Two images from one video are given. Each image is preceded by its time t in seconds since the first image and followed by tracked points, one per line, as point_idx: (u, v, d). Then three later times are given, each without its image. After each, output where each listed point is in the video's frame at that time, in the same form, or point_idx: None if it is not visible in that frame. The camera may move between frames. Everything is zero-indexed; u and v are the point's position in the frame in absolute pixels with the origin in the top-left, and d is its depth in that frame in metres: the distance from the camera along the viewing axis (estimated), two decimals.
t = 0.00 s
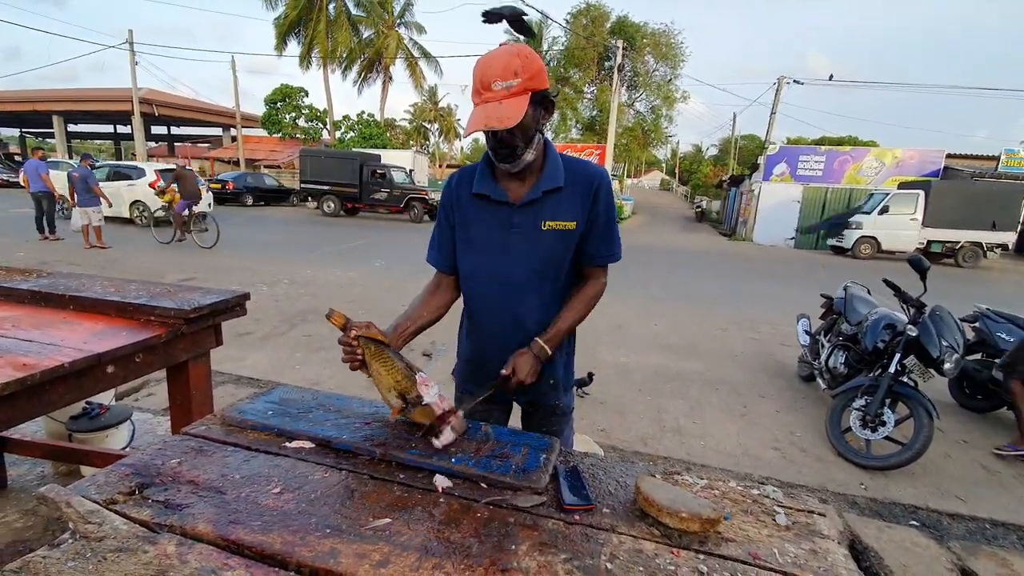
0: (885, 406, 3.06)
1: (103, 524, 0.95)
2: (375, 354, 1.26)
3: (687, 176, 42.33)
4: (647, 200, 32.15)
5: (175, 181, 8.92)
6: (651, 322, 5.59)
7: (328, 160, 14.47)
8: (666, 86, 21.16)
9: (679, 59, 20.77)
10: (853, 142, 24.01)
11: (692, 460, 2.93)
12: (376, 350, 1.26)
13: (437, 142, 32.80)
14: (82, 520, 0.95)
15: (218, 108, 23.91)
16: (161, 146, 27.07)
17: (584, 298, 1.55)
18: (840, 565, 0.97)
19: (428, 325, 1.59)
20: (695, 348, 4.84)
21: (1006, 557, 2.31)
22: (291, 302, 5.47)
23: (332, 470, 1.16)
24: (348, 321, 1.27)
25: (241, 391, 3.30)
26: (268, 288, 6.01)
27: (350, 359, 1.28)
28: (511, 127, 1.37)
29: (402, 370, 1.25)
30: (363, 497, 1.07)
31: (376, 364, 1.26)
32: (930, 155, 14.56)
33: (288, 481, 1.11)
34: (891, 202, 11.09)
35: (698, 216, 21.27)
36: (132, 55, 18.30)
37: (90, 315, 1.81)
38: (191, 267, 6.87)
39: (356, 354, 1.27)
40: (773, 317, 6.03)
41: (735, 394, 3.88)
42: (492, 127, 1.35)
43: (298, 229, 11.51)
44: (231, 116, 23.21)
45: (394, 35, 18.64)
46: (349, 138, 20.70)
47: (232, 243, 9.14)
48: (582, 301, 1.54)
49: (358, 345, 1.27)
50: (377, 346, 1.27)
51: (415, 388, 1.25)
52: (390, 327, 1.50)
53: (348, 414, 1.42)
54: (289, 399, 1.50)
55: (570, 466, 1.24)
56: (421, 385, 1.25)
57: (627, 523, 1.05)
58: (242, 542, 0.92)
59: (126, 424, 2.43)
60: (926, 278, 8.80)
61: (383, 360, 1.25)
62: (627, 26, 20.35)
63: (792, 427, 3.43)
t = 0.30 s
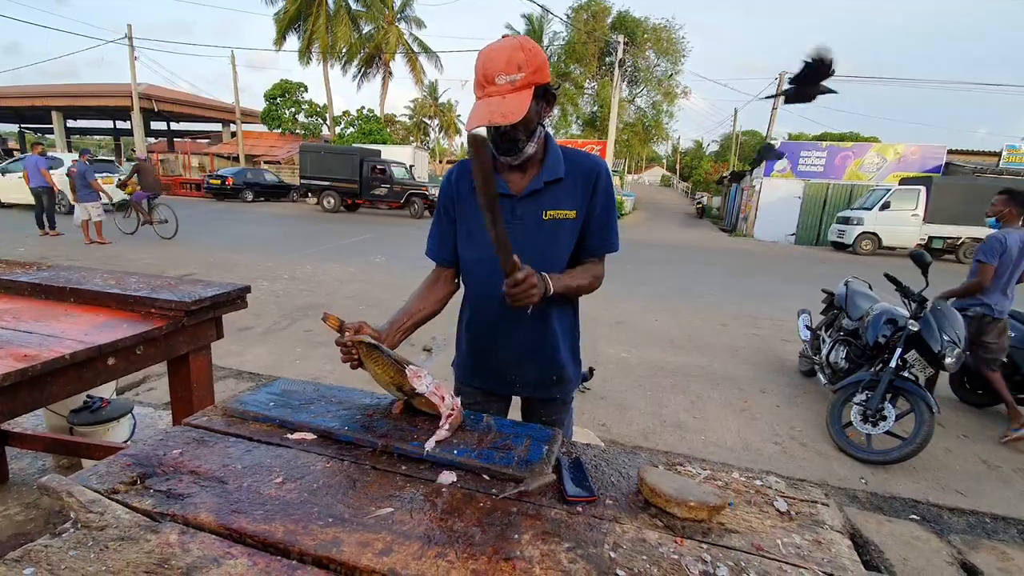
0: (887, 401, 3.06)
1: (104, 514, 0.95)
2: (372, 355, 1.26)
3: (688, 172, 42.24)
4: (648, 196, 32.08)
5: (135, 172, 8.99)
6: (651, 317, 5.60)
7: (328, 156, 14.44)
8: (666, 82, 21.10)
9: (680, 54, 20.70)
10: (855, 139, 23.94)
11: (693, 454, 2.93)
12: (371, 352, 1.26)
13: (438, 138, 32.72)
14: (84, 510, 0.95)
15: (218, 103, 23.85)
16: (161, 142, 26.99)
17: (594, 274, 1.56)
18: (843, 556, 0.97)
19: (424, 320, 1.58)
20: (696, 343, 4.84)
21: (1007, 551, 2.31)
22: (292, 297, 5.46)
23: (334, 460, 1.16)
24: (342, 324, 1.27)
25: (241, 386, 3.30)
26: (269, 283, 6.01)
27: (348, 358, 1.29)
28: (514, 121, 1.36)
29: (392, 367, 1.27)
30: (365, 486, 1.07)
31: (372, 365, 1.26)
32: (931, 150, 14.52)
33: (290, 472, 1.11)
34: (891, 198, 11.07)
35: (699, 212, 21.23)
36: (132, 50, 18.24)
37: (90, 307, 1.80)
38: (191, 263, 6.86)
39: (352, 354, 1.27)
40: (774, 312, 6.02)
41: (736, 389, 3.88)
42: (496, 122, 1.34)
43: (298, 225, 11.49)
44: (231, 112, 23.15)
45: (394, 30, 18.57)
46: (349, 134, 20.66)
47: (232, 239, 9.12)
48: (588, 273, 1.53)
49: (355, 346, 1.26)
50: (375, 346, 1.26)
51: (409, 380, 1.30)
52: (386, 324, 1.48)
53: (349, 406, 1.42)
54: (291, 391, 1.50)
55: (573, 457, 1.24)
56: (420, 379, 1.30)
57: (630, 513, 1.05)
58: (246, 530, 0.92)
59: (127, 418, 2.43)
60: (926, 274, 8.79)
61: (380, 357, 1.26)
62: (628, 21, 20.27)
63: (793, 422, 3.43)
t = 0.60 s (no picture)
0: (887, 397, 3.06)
1: (107, 505, 0.95)
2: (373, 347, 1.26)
3: (689, 169, 42.18)
4: (648, 193, 32.05)
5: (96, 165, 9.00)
6: (652, 313, 5.59)
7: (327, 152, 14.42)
8: (667, 78, 21.06)
9: (680, 50, 20.65)
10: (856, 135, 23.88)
11: (692, 450, 2.94)
12: (371, 345, 1.25)
13: (438, 134, 32.68)
14: (86, 501, 0.95)
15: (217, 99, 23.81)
16: (161, 138, 26.96)
17: (589, 271, 1.56)
18: (845, 548, 0.97)
19: (424, 314, 1.57)
20: (696, 339, 4.84)
21: (1006, 546, 2.31)
22: (292, 293, 5.46)
23: (336, 453, 1.16)
24: (343, 320, 1.26)
25: (241, 381, 3.31)
26: (269, 279, 6.01)
27: (349, 353, 1.29)
28: (511, 116, 1.36)
29: (392, 359, 1.27)
30: (367, 478, 1.07)
31: (373, 360, 1.26)
32: (932, 147, 14.50)
33: (292, 464, 1.11)
34: (892, 194, 11.06)
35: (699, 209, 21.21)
36: (131, 46, 18.21)
37: (91, 301, 1.80)
38: (191, 259, 6.86)
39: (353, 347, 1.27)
40: (774, 309, 6.01)
41: (736, 385, 3.88)
42: (493, 116, 1.34)
43: (298, 221, 11.48)
44: (230, 108, 23.11)
45: (394, 26, 18.53)
46: (349, 131, 20.63)
47: (232, 235, 9.12)
48: (582, 279, 1.53)
49: (356, 341, 1.26)
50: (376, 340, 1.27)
51: (408, 372, 1.29)
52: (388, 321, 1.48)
53: (350, 399, 1.42)
54: (292, 384, 1.50)
55: (575, 451, 1.24)
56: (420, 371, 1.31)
57: (632, 505, 1.05)
58: (248, 521, 0.92)
59: (128, 413, 2.43)
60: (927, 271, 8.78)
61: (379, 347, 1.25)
62: (628, 17, 20.20)
63: (793, 418, 3.43)
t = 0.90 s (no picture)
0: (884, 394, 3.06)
1: (104, 503, 0.95)
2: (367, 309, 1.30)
3: (688, 166, 42.18)
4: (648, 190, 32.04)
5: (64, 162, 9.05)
6: (651, 311, 5.59)
7: (327, 149, 14.40)
8: (667, 76, 21.02)
9: (680, 48, 20.60)
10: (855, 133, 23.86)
11: (691, 447, 2.94)
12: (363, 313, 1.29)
13: (437, 132, 32.63)
14: (84, 499, 0.95)
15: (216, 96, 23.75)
16: (160, 135, 26.90)
17: (586, 270, 1.59)
18: (842, 545, 0.97)
19: (413, 298, 1.59)
20: (695, 337, 4.84)
21: (1004, 544, 2.32)
22: (291, 290, 5.46)
23: (334, 451, 1.16)
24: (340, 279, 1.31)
25: (240, 378, 3.30)
26: (268, 276, 6.00)
27: (338, 315, 1.32)
28: (512, 112, 1.35)
29: (384, 333, 1.29)
30: (365, 476, 1.07)
31: (362, 327, 1.29)
32: (931, 145, 14.52)
33: (289, 462, 1.11)
34: (891, 192, 11.06)
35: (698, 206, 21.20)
36: (129, 43, 18.15)
37: (89, 298, 1.80)
38: (190, 256, 6.85)
39: (346, 308, 1.30)
40: (773, 307, 6.01)
41: (735, 382, 3.89)
42: (494, 111, 1.33)
43: (297, 218, 11.46)
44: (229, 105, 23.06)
45: (393, 23, 18.50)
46: (348, 128, 20.60)
47: (231, 232, 9.10)
48: (582, 275, 1.58)
49: (346, 304, 1.30)
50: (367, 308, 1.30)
51: (400, 356, 1.30)
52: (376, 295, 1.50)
53: (349, 396, 1.42)
54: (290, 381, 1.50)
55: (573, 448, 1.24)
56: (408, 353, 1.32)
57: (631, 503, 1.05)
58: (246, 520, 0.92)
59: (127, 411, 2.42)
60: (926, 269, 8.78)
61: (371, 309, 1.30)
62: (628, 14, 20.14)
63: (792, 415, 3.43)
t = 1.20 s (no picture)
0: (881, 392, 3.07)
1: (100, 501, 0.95)
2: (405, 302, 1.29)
3: (687, 164, 42.18)
4: (646, 188, 32.04)
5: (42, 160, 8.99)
6: (649, 309, 5.60)
7: (325, 147, 14.36)
8: (665, 74, 21.00)
9: (679, 46, 20.57)
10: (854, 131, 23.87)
11: (688, 445, 2.95)
12: (398, 310, 1.27)
13: (435, 129, 32.56)
14: (80, 497, 0.95)
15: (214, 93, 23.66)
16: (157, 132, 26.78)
17: (588, 264, 1.63)
18: (837, 544, 0.97)
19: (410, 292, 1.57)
20: (693, 335, 4.85)
21: (999, 542, 2.33)
22: (289, 288, 5.45)
23: (331, 449, 1.16)
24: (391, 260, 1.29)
25: (238, 376, 3.30)
26: (266, 274, 5.99)
27: (364, 296, 1.26)
28: (517, 107, 1.35)
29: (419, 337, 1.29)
30: (362, 474, 1.07)
31: (393, 322, 1.26)
32: (929, 144, 14.54)
33: (286, 460, 1.10)
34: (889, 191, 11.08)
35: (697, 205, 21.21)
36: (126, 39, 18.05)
37: (85, 297, 1.80)
38: (187, 253, 6.84)
39: (377, 297, 1.25)
40: (771, 305, 6.02)
41: (732, 381, 3.90)
42: (501, 107, 1.33)
43: (295, 216, 11.43)
44: (226, 102, 22.98)
45: (391, 20, 18.44)
46: (346, 125, 20.56)
47: (228, 230, 9.07)
48: (589, 268, 1.62)
49: (384, 291, 1.26)
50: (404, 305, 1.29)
51: (420, 366, 1.32)
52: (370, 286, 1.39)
53: (346, 395, 1.42)
54: (288, 380, 1.49)
55: (569, 446, 1.24)
56: (427, 361, 1.33)
57: (627, 502, 1.06)
58: (242, 518, 0.92)
59: (124, 409, 2.42)
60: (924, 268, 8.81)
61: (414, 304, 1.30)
62: (627, 11, 20.08)
63: (789, 413, 3.44)
